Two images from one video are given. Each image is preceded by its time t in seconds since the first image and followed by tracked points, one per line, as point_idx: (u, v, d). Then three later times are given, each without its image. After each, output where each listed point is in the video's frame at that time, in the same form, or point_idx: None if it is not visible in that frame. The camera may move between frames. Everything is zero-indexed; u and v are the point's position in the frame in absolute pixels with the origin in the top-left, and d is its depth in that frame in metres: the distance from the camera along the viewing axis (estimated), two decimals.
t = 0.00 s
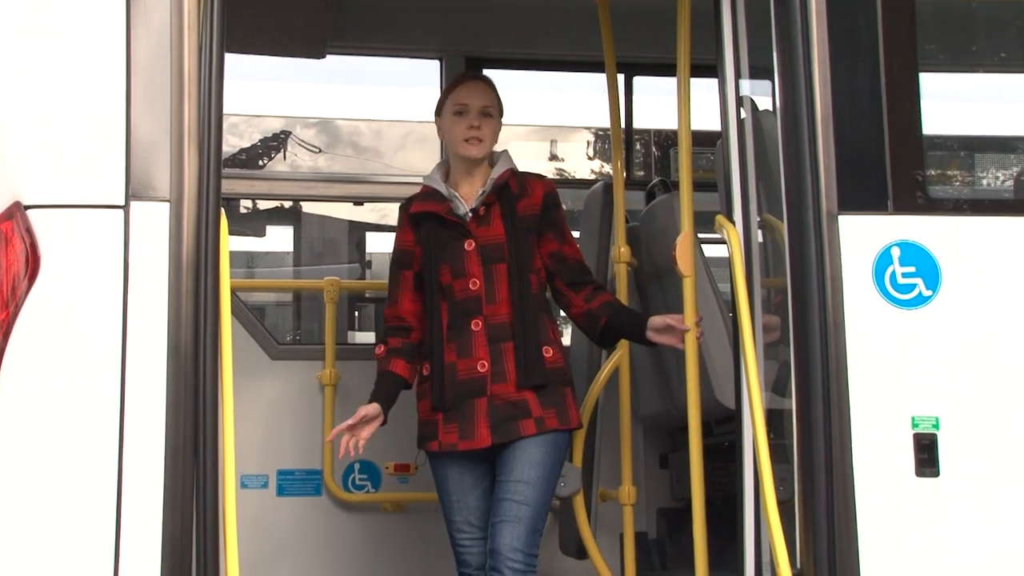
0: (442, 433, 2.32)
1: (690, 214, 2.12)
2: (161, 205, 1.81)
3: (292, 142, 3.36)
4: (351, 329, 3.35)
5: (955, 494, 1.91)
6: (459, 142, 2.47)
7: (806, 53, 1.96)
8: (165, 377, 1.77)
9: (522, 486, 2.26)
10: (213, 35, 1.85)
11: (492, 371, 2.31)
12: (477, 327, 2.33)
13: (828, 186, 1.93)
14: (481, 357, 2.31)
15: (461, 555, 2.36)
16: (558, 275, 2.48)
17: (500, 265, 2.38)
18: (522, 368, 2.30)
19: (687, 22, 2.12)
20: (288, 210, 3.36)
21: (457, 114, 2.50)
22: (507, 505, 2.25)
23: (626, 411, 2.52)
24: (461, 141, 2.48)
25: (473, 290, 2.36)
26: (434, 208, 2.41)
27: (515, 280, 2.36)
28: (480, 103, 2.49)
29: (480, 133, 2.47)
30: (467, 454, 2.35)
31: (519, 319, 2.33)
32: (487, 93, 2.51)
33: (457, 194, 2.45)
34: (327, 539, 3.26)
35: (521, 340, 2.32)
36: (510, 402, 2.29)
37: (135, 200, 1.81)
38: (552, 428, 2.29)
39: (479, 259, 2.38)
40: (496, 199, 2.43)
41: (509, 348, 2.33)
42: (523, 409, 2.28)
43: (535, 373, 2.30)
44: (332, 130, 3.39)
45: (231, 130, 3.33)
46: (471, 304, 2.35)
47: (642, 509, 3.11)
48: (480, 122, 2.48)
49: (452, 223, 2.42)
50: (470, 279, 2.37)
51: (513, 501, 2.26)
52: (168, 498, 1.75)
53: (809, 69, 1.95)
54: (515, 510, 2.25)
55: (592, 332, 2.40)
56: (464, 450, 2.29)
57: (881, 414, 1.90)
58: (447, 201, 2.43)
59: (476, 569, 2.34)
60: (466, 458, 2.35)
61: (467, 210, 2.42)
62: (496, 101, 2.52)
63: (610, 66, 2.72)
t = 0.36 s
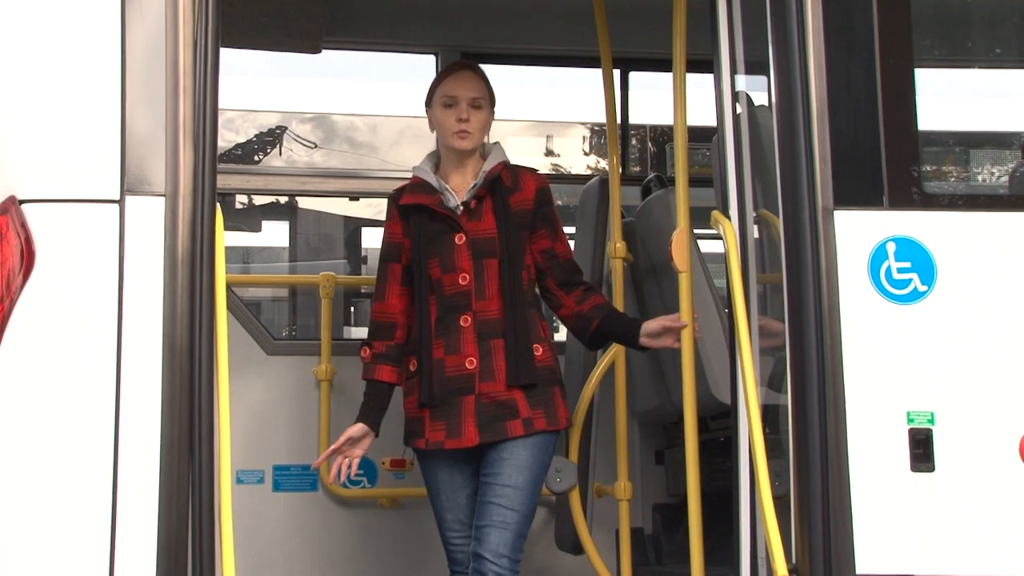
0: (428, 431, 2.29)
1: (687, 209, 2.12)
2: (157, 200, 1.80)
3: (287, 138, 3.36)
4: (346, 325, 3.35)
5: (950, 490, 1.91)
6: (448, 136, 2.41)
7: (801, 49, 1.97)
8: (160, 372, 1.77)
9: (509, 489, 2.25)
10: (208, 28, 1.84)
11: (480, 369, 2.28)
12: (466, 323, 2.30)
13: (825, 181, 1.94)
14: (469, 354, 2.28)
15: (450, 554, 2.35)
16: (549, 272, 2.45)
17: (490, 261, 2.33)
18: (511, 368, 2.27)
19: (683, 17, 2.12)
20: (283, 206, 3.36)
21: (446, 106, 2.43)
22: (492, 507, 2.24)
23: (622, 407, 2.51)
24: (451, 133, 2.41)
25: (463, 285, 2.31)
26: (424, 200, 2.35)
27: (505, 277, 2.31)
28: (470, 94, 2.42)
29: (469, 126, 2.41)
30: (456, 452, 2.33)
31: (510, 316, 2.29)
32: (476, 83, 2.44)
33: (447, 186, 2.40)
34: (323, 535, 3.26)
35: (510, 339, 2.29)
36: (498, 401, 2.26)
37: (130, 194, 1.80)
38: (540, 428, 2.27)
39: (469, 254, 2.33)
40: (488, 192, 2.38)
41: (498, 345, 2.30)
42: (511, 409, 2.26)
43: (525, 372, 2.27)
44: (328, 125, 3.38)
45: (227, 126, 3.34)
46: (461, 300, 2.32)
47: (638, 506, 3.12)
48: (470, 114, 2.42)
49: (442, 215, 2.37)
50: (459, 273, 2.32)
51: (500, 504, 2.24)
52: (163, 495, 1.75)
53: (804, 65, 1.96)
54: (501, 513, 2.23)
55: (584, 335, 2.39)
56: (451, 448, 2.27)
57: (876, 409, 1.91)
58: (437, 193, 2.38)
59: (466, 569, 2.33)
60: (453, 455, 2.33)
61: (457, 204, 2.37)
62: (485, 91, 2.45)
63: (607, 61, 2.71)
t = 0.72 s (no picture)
0: (412, 424, 2.25)
1: (684, 208, 2.12)
2: (153, 198, 1.80)
3: (284, 136, 3.35)
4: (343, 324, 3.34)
5: (948, 489, 1.91)
6: (442, 119, 2.36)
7: (798, 48, 1.97)
8: (157, 371, 1.76)
9: (496, 491, 2.21)
10: (205, 27, 1.84)
11: (465, 361, 2.23)
12: (451, 314, 2.25)
13: (822, 179, 1.94)
14: (453, 345, 2.24)
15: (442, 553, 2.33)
16: (543, 265, 2.38)
17: (477, 250, 2.28)
18: (496, 360, 2.21)
19: (680, 16, 2.12)
20: (280, 204, 3.35)
21: (441, 90, 2.39)
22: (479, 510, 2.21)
23: (618, 406, 2.52)
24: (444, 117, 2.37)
25: (448, 274, 2.26)
26: (411, 186, 2.31)
27: (492, 267, 2.26)
28: (466, 79, 2.38)
29: (464, 109, 2.36)
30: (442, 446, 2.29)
31: (495, 308, 2.23)
32: (472, 68, 2.40)
33: (438, 172, 2.35)
34: (320, 535, 3.26)
35: (495, 330, 2.23)
36: (481, 394, 2.21)
37: (127, 193, 1.80)
38: (526, 423, 2.22)
39: (456, 243, 2.28)
40: (479, 179, 2.32)
41: (484, 337, 2.24)
42: (495, 403, 2.21)
43: (509, 365, 2.21)
44: (325, 123, 3.38)
45: (224, 124, 3.33)
46: (446, 290, 2.27)
47: (634, 504, 3.12)
48: (465, 98, 2.38)
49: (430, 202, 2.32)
50: (445, 262, 2.28)
51: (487, 506, 2.21)
52: (161, 496, 1.74)
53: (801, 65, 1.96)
54: (488, 516, 2.20)
55: (579, 340, 2.35)
56: (433, 442, 2.23)
57: (873, 408, 1.91)
58: (426, 179, 2.33)
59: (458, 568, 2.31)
60: (439, 451, 2.29)
61: (446, 191, 2.32)
62: (482, 79, 2.41)
63: (604, 60, 2.69)
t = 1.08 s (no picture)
0: (411, 420, 2.21)
1: (681, 214, 2.12)
2: (151, 204, 1.81)
3: (282, 141, 3.35)
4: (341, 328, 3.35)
5: (945, 495, 1.92)
6: (446, 104, 2.36)
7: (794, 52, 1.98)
8: (155, 377, 1.77)
9: (499, 499, 2.23)
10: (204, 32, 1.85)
11: (472, 357, 2.22)
12: (458, 308, 2.24)
13: (820, 185, 1.94)
14: (460, 340, 2.22)
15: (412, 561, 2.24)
16: (540, 264, 2.39)
17: (486, 245, 2.28)
18: (505, 357, 2.21)
19: (678, 21, 2.12)
20: (278, 209, 3.36)
21: (444, 77, 2.39)
22: (482, 517, 2.23)
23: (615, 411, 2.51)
24: (448, 102, 2.37)
25: (456, 267, 2.25)
26: (420, 174, 2.29)
27: (502, 262, 2.26)
28: (467, 63, 2.39)
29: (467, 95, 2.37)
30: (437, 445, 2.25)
31: (507, 305, 2.24)
32: (473, 54, 2.41)
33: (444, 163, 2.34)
34: (318, 539, 3.26)
35: (504, 328, 2.23)
36: (487, 392, 2.21)
37: (125, 199, 1.81)
38: (530, 424, 2.22)
39: (465, 235, 2.27)
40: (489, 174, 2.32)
41: (491, 333, 2.24)
42: (501, 402, 2.21)
43: (518, 364, 2.22)
44: (324, 128, 3.37)
45: (222, 129, 3.33)
46: (453, 283, 2.25)
47: (632, 509, 3.12)
48: (468, 83, 2.38)
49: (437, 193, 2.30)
50: (453, 255, 2.26)
51: (489, 514, 2.23)
52: (161, 503, 1.75)
53: (799, 71, 1.97)
54: (492, 524, 2.22)
55: (570, 336, 2.37)
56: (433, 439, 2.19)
57: (869, 414, 1.91)
58: (433, 169, 2.32)
59: None
60: (435, 449, 2.24)
61: (452, 181, 2.32)
62: (483, 63, 2.42)
63: (602, 66, 2.71)
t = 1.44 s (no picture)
0: (417, 412, 2.23)
1: (676, 215, 2.16)
2: (153, 207, 1.84)
3: (283, 144, 3.38)
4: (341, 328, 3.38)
5: (934, 493, 1.95)
6: (447, 100, 2.40)
7: (788, 62, 2.00)
8: (156, 376, 1.80)
9: (502, 497, 2.29)
10: (207, 39, 1.88)
11: (483, 355, 2.26)
12: (472, 305, 2.27)
13: (812, 189, 1.97)
14: (473, 337, 2.26)
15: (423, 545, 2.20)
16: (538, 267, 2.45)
17: (498, 244, 2.33)
18: (518, 358, 2.26)
19: (673, 27, 2.14)
20: (278, 211, 3.38)
21: (441, 74, 2.43)
22: (484, 516, 2.29)
23: (611, 410, 2.52)
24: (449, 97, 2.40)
25: (470, 264, 2.29)
26: (434, 169, 2.33)
27: (514, 262, 2.31)
28: (462, 56, 2.43)
29: (465, 87, 2.40)
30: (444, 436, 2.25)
31: (520, 305, 2.29)
32: (467, 46, 2.45)
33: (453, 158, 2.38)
34: (318, 538, 3.30)
35: (515, 327, 2.29)
36: (497, 391, 2.26)
37: (127, 202, 1.84)
38: (536, 426, 2.28)
39: (479, 233, 2.31)
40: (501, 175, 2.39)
41: (502, 332, 2.29)
42: (509, 401, 2.26)
43: (530, 365, 2.27)
44: (324, 131, 3.41)
45: (223, 131, 3.36)
46: (467, 280, 2.29)
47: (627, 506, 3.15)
48: (465, 75, 2.41)
49: (449, 189, 2.34)
50: (466, 252, 2.30)
51: (491, 513, 2.29)
52: (162, 502, 1.78)
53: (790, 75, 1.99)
54: (494, 521, 2.28)
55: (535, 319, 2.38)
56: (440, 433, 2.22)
57: (859, 414, 1.94)
58: (444, 165, 2.36)
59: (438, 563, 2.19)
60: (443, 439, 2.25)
61: (464, 179, 2.36)
62: (478, 54, 2.45)
63: (598, 70, 2.73)
